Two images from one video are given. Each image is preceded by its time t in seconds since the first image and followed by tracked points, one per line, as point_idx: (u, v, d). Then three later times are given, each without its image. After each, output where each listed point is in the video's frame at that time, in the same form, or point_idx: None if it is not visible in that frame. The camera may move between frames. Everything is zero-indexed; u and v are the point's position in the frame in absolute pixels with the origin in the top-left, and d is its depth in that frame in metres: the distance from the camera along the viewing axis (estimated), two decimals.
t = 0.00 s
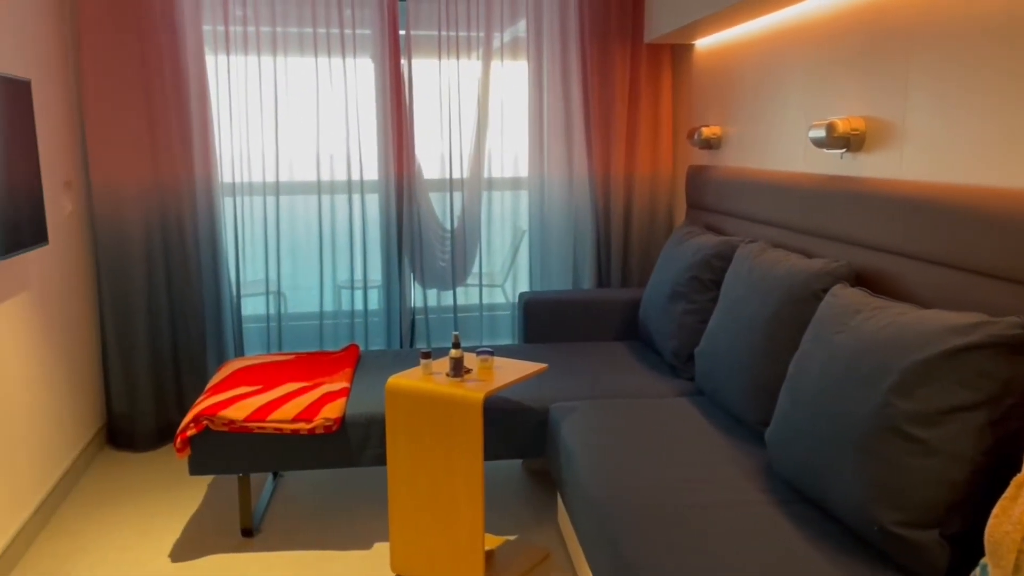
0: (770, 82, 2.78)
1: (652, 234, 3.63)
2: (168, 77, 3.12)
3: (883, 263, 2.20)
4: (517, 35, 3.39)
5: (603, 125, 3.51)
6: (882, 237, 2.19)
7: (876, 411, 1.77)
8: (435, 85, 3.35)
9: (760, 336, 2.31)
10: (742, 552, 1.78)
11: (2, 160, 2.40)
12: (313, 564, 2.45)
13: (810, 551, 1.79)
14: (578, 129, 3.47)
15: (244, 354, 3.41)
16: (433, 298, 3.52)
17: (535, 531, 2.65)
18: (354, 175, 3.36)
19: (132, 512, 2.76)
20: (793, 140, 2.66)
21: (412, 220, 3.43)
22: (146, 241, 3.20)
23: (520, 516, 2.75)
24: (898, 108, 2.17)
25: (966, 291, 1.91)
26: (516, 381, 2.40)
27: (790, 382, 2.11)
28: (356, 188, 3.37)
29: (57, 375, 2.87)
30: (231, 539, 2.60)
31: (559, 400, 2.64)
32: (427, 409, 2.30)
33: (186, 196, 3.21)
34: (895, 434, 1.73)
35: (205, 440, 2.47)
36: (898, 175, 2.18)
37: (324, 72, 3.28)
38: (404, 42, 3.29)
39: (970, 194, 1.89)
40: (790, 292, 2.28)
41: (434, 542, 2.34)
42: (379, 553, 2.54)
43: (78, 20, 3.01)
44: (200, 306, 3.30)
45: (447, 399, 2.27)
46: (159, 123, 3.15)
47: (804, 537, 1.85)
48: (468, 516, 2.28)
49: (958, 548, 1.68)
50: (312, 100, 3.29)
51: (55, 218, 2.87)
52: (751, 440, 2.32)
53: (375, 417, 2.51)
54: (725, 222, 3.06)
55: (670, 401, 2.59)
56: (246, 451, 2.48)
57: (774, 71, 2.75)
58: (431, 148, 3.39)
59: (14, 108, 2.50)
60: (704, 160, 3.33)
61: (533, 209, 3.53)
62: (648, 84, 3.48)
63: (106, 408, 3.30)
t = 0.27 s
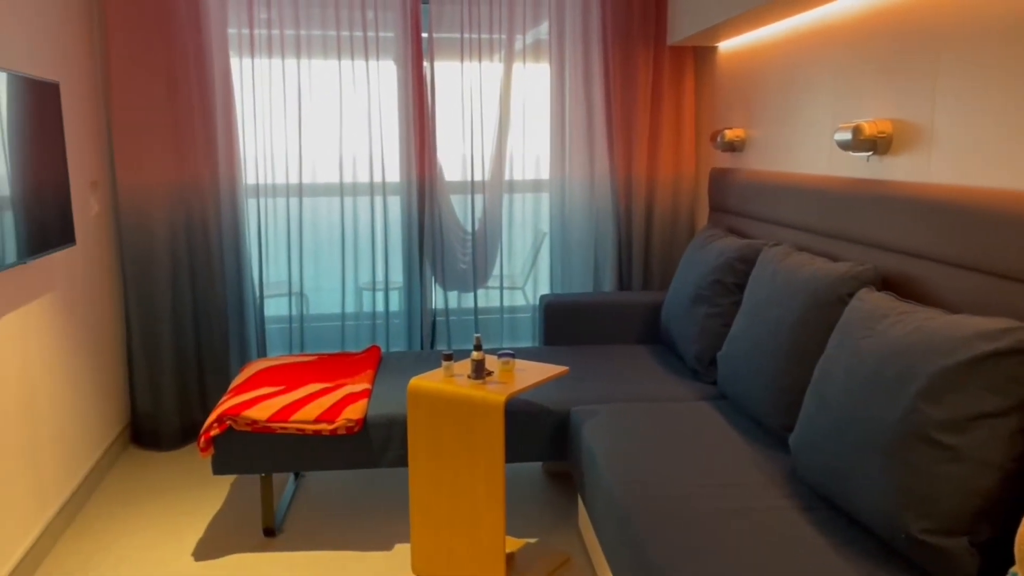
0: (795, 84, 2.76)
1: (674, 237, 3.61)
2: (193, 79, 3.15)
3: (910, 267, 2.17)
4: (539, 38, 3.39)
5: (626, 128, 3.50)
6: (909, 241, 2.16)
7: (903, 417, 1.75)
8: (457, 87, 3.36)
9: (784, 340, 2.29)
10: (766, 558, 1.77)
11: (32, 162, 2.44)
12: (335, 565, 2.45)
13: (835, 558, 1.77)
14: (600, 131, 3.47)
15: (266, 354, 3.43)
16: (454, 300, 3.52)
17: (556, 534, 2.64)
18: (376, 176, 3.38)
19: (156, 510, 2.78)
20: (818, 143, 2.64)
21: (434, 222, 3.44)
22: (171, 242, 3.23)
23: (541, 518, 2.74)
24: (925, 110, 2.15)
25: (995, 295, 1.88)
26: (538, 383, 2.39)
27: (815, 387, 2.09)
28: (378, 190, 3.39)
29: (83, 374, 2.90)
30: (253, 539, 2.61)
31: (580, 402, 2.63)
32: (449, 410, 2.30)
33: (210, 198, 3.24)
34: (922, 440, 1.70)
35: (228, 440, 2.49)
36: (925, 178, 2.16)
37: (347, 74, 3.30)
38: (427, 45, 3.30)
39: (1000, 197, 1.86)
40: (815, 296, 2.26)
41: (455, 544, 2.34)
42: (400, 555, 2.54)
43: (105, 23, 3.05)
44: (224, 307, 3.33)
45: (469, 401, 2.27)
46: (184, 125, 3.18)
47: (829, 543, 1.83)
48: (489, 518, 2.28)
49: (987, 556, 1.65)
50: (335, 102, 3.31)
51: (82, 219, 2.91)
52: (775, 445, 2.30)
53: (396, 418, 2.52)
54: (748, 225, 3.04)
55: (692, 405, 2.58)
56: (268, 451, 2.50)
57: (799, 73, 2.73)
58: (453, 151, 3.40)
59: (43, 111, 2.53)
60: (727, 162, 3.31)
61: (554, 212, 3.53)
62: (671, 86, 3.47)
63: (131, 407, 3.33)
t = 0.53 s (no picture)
0: (820, 86, 2.74)
1: (696, 239, 3.59)
2: (217, 81, 3.18)
3: (938, 271, 2.14)
4: (561, 39, 3.39)
5: (648, 130, 3.49)
6: (937, 244, 2.13)
7: (930, 423, 1.72)
8: (479, 89, 3.36)
9: (808, 344, 2.27)
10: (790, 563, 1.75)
11: (59, 164, 2.46)
12: (356, 565, 2.46)
13: (861, 564, 1.75)
14: (622, 133, 3.46)
15: (288, 355, 3.45)
16: (475, 302, 3.52)
17: (577, 537, 2.64)
18: (398, 178, 3.39)
19: (179, 509, 2.81)
20: (844, 145, 2.62)
21: (455, 224, 3.44)
22: (195, 242, 3.26)
23: (562, 521, 2.74)
24: (954, 112, 2.12)
25: None
26: (560, 386, 2.39)
27: (840, 392, 2.07)
28: (400, 192, 3.40)
29: (108, 373, 2.93)
30: (275, 538, 2.63)
31: (602, 405, 2.62)
32: (471, 412, 2.30)
33: (234, 199, 3.26)
34: (950, 446, 1.68)
35: (251, 440, 2.50)
36: (953, 182, 2.13)
37: (370, 75, 3.31)
38: (449, 47, 3.31)
39: None
40: (840, 300, 2.24)
41: (476, 546, 2.34)
42: (420, 556, 2.54)
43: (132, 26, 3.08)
44: (246, 308, 3.35)
45: (490, 403, 2.27)
46: (208, 127, 3.20)
47: (854, 549, 1.81)
48: (509, 522, 2.27)
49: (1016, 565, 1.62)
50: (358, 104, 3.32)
51: (109, 220, 2.94)
52: (799, 450, 2.28)
53: (417, 420, 2.52)
54: (772, 228, 3.02)
55: (714, 408, 2.56)
56: (290, 451, 2.51)
57: (824, 75, 2.71)
58: (474, 153, 3.41)
59: (70, 113, 2.56)
60: (750, 165, 3.28)
61: (576, 214, 3.52)
62: (694, 87, 3.45)
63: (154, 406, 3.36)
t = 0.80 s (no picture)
0: (846, 87, 2.71)
1: (719, 242, 3.57)
2: (241, 83, 3.20)
3: (966, 275, 2.11)
4: (583, 41, 3.38)
5: (671, 132, 3.47)
6: (965, 248, 2.10)
7: (958, 429, 1.70)
8: (501, 91, 3.36)
9: (833, 348, 2.25)
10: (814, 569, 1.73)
11: (85, 164, 2.49)
12: (376, 566, 2.46)
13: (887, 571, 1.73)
14: (644, 135, 3.45)
15: (309, 355, 3.47)
16: (496, 304, 3.52)
17: (597, 540, 2.63)
18: (419, 180, 3.39)
19: (201, 508, 2.83)
20: (871, 147, 2.59)
21: (476, 226, 3.44)
22: (219, 243, 3.28)
23: (582, 524, 2.73)
24: (984, 114, 2.09)
25: None
26: (581, 389, 2.37)
27: (866, 396, 2.05)
28: (421, 194, 3.40)
29: (133, 372, 2.96)
30: (296, 538, 2.64)
31: (623, 408, 2.61)
32: (492, 414, 2.30)
33: (257, 200, 3.28)
34: (979, 453, 1.65)
35: (273, 440, 2.51)
36: (983, 184, 2.10)
37: (392, 77, 3.32)
38: (471, 48, 3.31)
39: None
40: (866, 303, 2.21)
41: (497, 548, 2.34)
42: (440, 558, 2.54)
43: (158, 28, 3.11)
44: (269, 308, 3.37)
45: (511, 406, 2.26)
46: (232, 128, 3.22)
47: (880, 556, 1.79)
48: (531, 524, 2.26)
49: None
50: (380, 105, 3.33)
51: (134, 220, 2.97)
52: (823, 455, 2.26)
53: (438, 421, 2.52)
54: (796, 231, 2.99)
55: (737, 412, 2.54)
56: (312, 451, 2.52)
57: (850, 76, 2.68)
58: (496, 154, 3.41)
59: (97, 114, 2.59)
60: (774, 167, 3.26)
61: (597, 216, 3.51)
62: (717, 89, 3.43)
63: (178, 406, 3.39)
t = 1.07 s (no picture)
0: (872, 88, 2.69)
1: (741, 245, 3.54)
2: (265, 85, 3.22)
3: (996, 279, 2.08)
4: (606, 42, 3.37)
5: (693, 133, 3.45)
6: (995, 251, 2.07)
7: (988, 434, 1.67)
8: (523, 93, 3.36)
9: (859, 351, 2.22)
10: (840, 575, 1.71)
11: (111, 165, 2.52)
12: (397, 567, 2.47)
13: None
14: (666, 137, 3.44)
15: (331, 356, 3.48)
16: (517, 306, 3.52)
17: (618, 544, 2.61)
18: (441, 182, 3.40)
19: (224, 508, 2.84)
20: (897, 149, 2.56)
21: (497, 228, 3.44)
22: (244, 244, 3.30)
23: (603, 527, 2.72)
24: (1014, 115, 2.06)
25: None
26: (603, 391, 2.37)
27: (893, 401, 2.02)
28: (443, 196, 3.41)
29: (157, 372, 2.99)
30: (317, 538, 2.65)
31: (645, 411, 2.59)
32: (513, 417, 2.30)
33: (280, 202, 3.30)
34: (1009, 459, 1.63)
35: (295, 440, 2.52)
36: (1013, 187, 2.07)
37: (415, 79, 3.33)
38: (494, 50, 3.32)
39: None
40: (893, 307, 2.19)
41: (518, 551, 2.34)
42: (461, 559, 2.54)
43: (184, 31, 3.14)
44: (291, 309, 3.39)
45: (533, 408, 2.25)
46: (256, 130, 3.25)
47: (907, 563, 1.76)
48: (552, 527, 2.26)
49: None
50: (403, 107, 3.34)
51: (159, 221, 3.00)
52: (848, 460, 2.23)
53: (459, 422, 2.52)
54: (820, 233, 2.97)
55: (760, 416, 2.52)
56: (334, 451, 2.53)
57: (877, 78, 2.66)
58: (517, 156, 3.41)
59: (124, 115, 2.62)
60: (799, 169, 3.23)
61: (619, 218, 3.50)
62: (741, 91, 3.41)
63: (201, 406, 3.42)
